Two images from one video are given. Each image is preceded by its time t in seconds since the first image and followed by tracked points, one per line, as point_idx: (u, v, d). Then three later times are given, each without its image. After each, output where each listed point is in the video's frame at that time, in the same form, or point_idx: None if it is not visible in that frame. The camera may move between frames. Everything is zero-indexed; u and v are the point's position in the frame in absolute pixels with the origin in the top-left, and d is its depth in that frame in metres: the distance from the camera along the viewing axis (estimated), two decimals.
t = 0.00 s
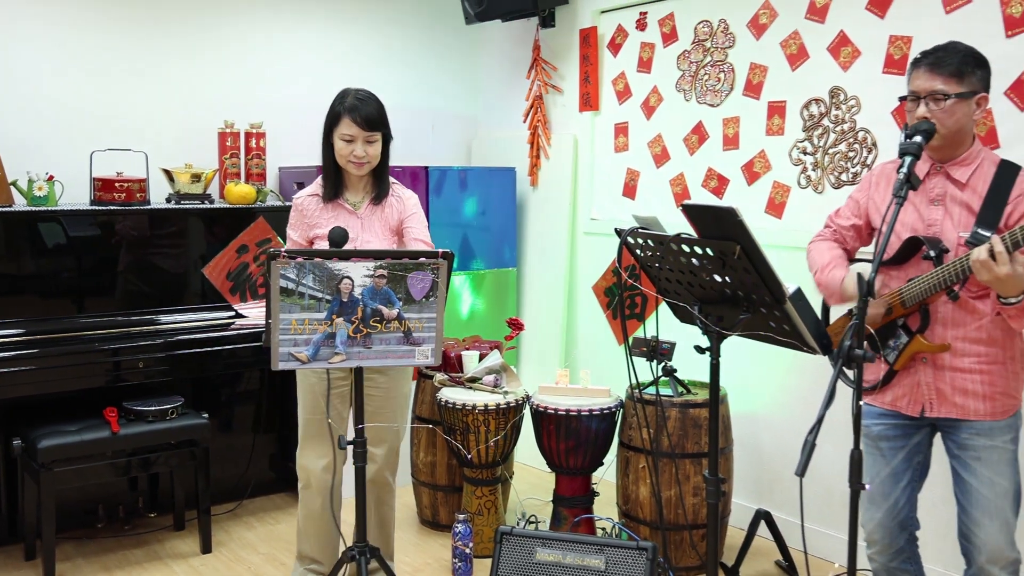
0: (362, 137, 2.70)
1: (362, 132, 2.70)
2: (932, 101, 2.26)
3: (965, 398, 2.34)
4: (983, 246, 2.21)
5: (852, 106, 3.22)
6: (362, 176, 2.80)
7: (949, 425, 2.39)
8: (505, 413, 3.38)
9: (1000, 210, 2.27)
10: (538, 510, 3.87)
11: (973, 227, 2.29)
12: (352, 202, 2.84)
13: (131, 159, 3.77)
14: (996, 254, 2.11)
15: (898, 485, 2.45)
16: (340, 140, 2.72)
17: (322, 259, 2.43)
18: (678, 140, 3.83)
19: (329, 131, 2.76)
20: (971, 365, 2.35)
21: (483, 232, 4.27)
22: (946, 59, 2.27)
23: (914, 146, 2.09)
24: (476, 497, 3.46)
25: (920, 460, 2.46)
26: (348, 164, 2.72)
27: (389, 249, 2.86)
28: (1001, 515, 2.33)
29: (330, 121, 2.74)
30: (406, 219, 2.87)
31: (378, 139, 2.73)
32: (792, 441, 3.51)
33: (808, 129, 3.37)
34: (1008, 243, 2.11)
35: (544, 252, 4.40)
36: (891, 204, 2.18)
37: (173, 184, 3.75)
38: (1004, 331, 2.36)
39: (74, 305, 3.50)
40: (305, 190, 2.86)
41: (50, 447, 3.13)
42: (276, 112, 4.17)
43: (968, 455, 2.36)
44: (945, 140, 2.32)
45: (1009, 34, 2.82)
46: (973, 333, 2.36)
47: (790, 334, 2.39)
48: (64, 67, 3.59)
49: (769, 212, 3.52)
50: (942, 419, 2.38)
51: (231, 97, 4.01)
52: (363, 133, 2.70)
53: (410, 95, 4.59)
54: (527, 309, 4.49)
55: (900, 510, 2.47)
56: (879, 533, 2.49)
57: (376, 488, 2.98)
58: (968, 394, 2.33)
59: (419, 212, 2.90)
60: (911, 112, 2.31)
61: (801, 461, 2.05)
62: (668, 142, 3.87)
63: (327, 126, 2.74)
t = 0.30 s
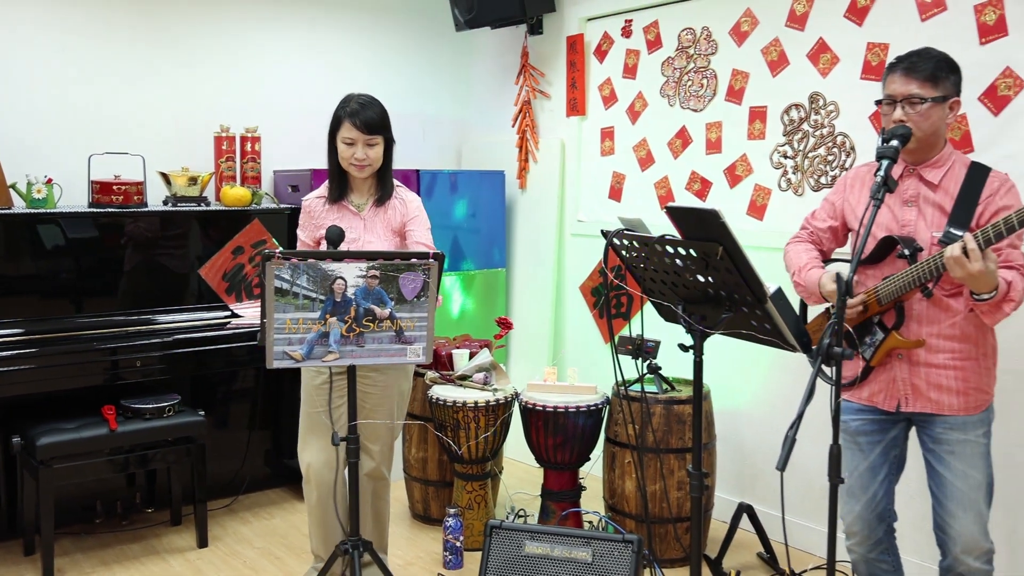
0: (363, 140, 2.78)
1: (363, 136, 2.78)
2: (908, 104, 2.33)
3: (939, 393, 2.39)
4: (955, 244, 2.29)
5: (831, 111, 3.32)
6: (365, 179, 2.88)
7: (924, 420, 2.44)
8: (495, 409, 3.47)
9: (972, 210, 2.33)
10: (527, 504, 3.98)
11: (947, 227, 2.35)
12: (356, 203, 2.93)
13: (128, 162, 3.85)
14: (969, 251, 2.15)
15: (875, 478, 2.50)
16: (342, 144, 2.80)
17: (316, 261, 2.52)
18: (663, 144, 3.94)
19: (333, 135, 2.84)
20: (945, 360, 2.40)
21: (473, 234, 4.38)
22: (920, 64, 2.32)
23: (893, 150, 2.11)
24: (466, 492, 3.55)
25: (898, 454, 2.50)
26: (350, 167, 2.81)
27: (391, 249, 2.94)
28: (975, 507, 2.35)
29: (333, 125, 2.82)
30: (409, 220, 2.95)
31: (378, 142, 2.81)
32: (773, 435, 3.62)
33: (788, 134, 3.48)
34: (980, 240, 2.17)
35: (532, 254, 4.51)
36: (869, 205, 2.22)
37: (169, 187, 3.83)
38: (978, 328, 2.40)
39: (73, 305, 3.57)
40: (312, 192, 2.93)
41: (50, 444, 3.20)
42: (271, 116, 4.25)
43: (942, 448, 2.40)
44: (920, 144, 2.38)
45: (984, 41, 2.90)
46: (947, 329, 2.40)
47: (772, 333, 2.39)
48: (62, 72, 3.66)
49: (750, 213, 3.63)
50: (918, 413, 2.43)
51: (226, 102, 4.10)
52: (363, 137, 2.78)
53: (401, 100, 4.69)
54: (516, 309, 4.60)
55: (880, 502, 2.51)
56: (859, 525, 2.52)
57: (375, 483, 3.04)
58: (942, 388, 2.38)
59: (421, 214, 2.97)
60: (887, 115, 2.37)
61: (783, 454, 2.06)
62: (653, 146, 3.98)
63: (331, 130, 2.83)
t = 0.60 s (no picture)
0: (358, 147, 2.78)
1: (358, 142, 2.78)
2: (894, 106, 2.34)
3: (925, 390, 2.41)
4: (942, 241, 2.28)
5: (819, 111, 3.33)
6: (358, 186, 2.88)
7: (910, 417, 2.45)
8: (485, 409, 3.48)
9: (958, 209, 2.34)
10: (516, 503, 3.99)
11: (932, 224, 2.36)
12: (347, 210, 2.92)
13: (116, 162, 3.83)
14: (956, 250, 2.15)
15: (864, 476, 2.51)
16: (337, 149, 2.80)
17: (305, 261, 2.52)
18: (651, 145, 3.95)
19: (330, 141, 2.85)
20: (931, 358, 2.41)
21: (463, 234, 4.39)
22: (906, 66, 2.34)
23: (879, 151, 2.13)
24: (456, 492, 3.55)
25: (884, 452, 2.51)
26: (343, 172, 2.81)
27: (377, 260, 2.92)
28: (961, 504, 2.37)
29: (330, 131, 2.83)
30: (397, 233, 2.92)
31: (373, 152, 2.81)
32: (761, 435, 3.64)
33: (776, 134, 3.49)
34: (967, 237, 2.18)
35: (521, 254, 4.52)
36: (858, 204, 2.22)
37: (158, 187, 3.81)
38: (964, 326, 2.42)
39: (61, 306, 3.55)
40: (306, 196, 2.95)
41: (37, 445, 3.18)
42: (260, 116, 4.24)
43: (929, 446, 2.41)
44: (906, 145, 2.40)
45: (970, 43, 2.92)
46: (934, 327, 2.42)
47: (760, 333, 2.40)
48: (49, 71, 3.65)
49: (739, 214, 3.64)
50: (904, 411, 2.45)
51: (215, 101, 4.09)
52: (358, 144, 2.78)
53: (391, 100, 4.69)
54: (505, 310, 4.61)
55: (867, 500, 2.51)
56: (848, 523, 2.52)
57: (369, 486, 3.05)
58: (928, 386, 2.40)
59: (411, 228, 2.94)
60: (874, 117, 2.38)
61: (771, 453, 2.07)
62: (642, 146, 3.99)
63: (328, 135, 2.84)
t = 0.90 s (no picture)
0: (336, 142, 2.78)
1: (336, 138, 2.78)
2: (877, 114, 2.36)
3: (916, 393, 2.42)
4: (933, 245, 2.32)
5: (805, 112, 3.35)
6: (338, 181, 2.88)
7: (899, 419, 2.47)
8: (473, 409, 3.48)
9: (946, 211, 2.37)
10: (505, 503, 4.00)
11: (921, 228, 2.39)
12: (329, 207, 2.92)
13: (103, 162, 3.82)
14: (952, 252, 2.17)
15: (848, 476, 2.52)
16: (315, 146, 2.80)
17: (293, 261, 2.52)
18: (639, 144, 3.97)
19: (307, 138, 2.84)
20: (921, 361, 2.43)
21: (451, 234, 4.39)
22: (889, 74, 2.35)
23: (865, 151, 2.14)
24: (445, 492, 3.56)
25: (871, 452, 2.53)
26: (323, 169, 2.80)
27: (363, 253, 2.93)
28: (951, 507, 2.37)
29: (307, 127, 2.82)
30: (381, 225, 2.94)
31: (351, 146, 2.81)
32: (749, 434, 3.66)
33: (763, 135, 3.51)
34: (961, 240, 2.21)
35: (510, 254, 4.53)
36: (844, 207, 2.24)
37: (145, 187, 3.80)
38: (953, 330, 2.44)
39: (47, 306, 3.54)
40: (288, 193, 2.94)
41: (23, 447, 3.17)
42: (248, 116, 4.24)
43: (917, 448, 2.43)
44: (891, 151, 2.41)
45: (955, 44, 2.94)
46: (923, 331, 2.44)
47: (746, 332, 2.41)
48: (36, 70, 3.63)
49: (726, 214, 3.66)
50: (893, 413, 2.46)
51: (203, 102, 4.08)
52: (336, 139, 2.78)
53: (379, 100, 4.69)
54: (493, 310, 4.61)
55: (852, 502, 2.53)
56: (833, 523, 2.55)
57: (355, 482, 3.06)
58: (918, 388, 2.41)
59: (394, 220, 2.96)
60: (858, 126, 2.40)
61: (758, 452, 2.08)
62: (630, 146, 4.00)
63: (305, 132, 2.83)
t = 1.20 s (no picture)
0: (306, 141, 2.78)
1: (306, 136, 2.78)
2: (862, 115, 2.37)
3: (910, 390, 2.42)
4: (927, 245, 2.33)
5: (792, 112, 3.36)
6: (309, 180, 2.88)
7: (892, 418, 2.47)
8: (462, 409, 3.48)
9: (935, 211, 2.38)
10: (493, 503, 4.00)
11: (911, 227, 2.40)
12: (302, 205, 2.92)
13: (89, 162, 3.80)
14: (952, 251, 2.17)
15: (839, 477, 2.53)
16: (285, 144, 2.80)
17: (280, 261, 2.51)
18: (627, 145, 3.97)
19: (276, 137, 2.84)
20: (914, 359, 2.43)
21: (439, 234, 4.39)
22: (873, 75, 2.37)
23: (851, 151, 2.16)
24: (433, 492, 3.55)
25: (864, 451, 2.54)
26: (293, 168, 2.80)
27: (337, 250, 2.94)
28: (946, 504, 2.37)
29: (276, 126, 2.82)
30: (355, 222, 2.95)
31: (322, 143, 2.81)
32: (736, 433, 3.67)
33: (750, 135, 3.52)
34: (962, 240, 2.21)
35: (499, 255, 4.52)
36: (830, 207, 2.25)
37: (131, 188, 3.79)
38: (944, 328, 2.45)
39: (33, 307, 3.51)
40: (260, 193, 2.94)
41: (9, 449, 3.15)
42: (235, 116, 4.22)
43: (913, 446, 2.43)
44: (876, 152, 2.43)
45: (940, 45, 2.96)
46: (916, 329, 2.44)
47: (734, 332, 2.41)
48: (21, 69, 3.61)
49: (714, 214, 3.67)
50: (887, 411, 2.46)
51: (190, 101, 4.07)
52: (306, 137, 2.78)
53: (366, 100, 4.68)
54: (482, 309, 4.61)
55: (841, 502, 2.54)
56: (823, 523, 2.55)
57: (339, 481, 3.05)
58: (912, 386, 2.42)
59: (366, 216, 2.97)
60: (843, 127, 2.41)
61: (746, 452, 2.08)
62: (618, 146, 4.01)
63: (274, 131, 2.83)
